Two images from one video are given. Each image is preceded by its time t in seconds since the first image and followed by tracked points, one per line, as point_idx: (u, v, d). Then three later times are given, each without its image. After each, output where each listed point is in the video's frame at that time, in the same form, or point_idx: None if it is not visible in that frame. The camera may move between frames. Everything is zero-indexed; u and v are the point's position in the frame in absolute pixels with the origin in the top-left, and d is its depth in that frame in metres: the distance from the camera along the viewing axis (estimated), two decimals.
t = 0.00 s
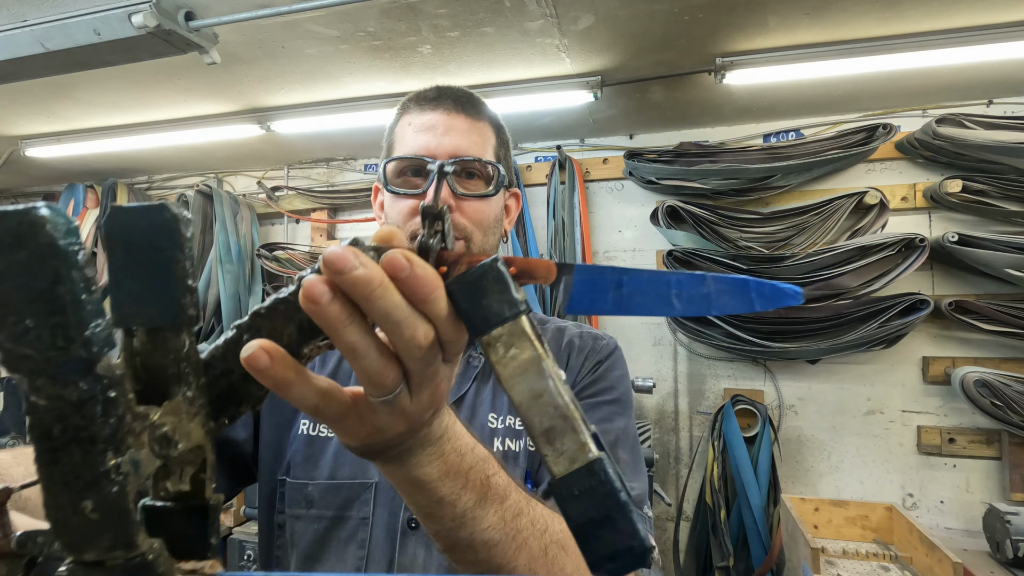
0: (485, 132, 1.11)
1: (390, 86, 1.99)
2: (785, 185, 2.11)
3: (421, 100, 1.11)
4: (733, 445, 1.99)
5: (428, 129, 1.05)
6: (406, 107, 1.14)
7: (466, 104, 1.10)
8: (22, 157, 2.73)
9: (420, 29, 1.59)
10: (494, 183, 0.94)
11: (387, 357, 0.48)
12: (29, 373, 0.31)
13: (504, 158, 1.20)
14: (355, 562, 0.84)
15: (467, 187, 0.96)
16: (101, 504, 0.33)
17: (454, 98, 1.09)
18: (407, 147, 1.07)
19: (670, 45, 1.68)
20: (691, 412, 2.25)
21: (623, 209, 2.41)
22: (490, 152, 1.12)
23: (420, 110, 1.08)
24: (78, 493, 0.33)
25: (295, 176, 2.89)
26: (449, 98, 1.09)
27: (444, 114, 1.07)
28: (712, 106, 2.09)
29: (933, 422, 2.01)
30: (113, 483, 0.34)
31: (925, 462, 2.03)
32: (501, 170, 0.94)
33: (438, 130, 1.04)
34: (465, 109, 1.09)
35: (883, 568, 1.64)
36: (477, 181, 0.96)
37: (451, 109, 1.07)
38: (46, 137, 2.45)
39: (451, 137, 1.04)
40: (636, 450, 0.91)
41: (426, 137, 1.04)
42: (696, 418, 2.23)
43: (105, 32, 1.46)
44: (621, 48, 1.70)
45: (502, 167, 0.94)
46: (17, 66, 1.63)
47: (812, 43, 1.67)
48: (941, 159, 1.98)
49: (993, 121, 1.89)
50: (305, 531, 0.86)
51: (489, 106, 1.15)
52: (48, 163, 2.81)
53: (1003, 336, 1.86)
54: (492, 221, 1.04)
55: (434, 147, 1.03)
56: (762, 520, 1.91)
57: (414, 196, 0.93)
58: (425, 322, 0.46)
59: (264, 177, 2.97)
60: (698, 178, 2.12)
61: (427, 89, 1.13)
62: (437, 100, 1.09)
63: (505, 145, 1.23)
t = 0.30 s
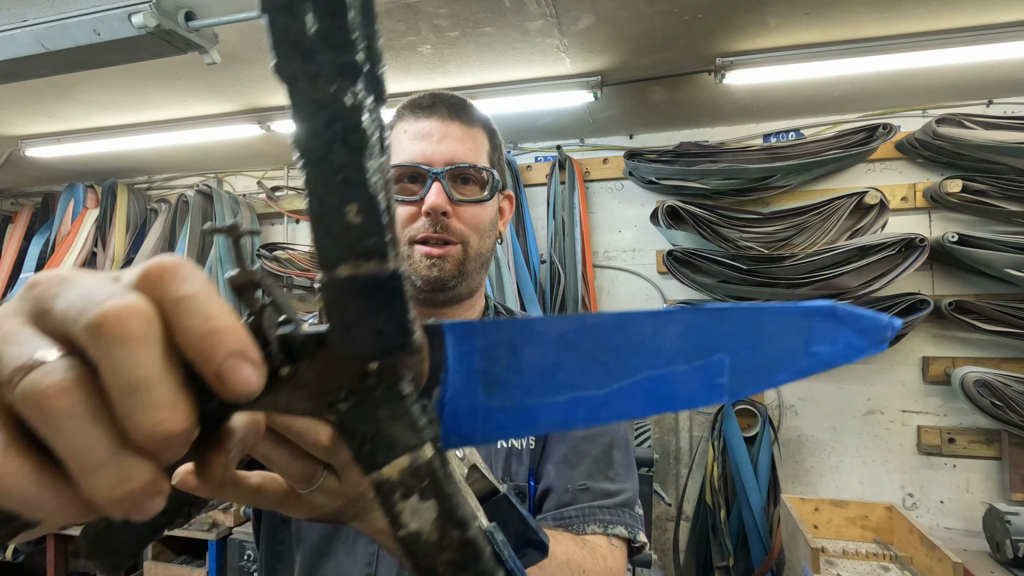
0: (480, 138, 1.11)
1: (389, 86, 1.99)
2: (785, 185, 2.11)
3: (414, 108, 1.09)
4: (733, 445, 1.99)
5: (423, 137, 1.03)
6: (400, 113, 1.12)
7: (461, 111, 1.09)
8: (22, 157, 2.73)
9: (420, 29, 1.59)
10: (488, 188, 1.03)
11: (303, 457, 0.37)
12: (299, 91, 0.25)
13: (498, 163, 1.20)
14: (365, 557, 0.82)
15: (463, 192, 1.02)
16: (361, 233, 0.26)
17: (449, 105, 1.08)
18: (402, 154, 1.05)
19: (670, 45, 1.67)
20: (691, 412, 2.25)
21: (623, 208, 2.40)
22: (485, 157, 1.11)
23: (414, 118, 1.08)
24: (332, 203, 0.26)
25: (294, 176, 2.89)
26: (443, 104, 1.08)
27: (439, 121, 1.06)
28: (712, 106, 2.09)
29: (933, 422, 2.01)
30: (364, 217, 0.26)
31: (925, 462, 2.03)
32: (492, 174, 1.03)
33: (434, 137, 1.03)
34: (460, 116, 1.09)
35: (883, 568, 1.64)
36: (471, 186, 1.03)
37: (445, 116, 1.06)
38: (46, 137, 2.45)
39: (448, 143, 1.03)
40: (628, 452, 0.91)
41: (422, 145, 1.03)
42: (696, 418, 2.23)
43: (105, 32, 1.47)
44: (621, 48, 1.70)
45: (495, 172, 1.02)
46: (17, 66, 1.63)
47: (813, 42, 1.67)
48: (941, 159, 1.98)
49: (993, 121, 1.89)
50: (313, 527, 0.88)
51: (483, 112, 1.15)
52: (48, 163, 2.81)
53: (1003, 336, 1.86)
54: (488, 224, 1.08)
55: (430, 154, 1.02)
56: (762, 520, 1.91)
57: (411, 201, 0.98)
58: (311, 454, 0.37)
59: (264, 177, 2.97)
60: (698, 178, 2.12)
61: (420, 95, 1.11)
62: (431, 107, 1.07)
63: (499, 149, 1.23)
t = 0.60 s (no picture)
0: (482, 143, 1.11)
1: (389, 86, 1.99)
2: (785, 185, 2.11)
3: (419, 113, 1.09)
4: (733, 445, 1.99)
5: (428, 140, 1.04)
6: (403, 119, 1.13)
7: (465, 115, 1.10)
8: (22, 157, 2.73)
9: (419, 29, 1.59)
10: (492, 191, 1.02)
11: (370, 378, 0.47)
12: None
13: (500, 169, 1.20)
14: (372, 552, 0.84)
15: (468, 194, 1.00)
16: (378, 214, 0.21)
17: (452, 109, 1.09)
18: (407, 158, 1.06)
19: (670, 44, 1.67)
20: (692, 411, 2.25)
21: (623, 208, 2.41)
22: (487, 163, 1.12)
23: (418, 123, 1.08)
24: (344, 183, 0.21)
25: (295, 176, 2.89)
26: (448, 108, 1.09)
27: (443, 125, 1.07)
28: (713, 105, 2.09)
29: (933, 422, 2.01)
30: (380, 192, 0.21)
31: (925, 462, 2.03)
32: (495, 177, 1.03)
33: (439, 140, 1.04)
34: (464, 120, 1.09)
35: (883, 568, 1.64)
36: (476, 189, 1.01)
37: (450, 120, 1.07)
38: (46, 137, 2.46)
39: (453, 147, 1.04)
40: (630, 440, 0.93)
41: (427, 149, 1.03)
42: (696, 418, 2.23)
43: (105, 32, 1.47)
44: (621, 48, 1.70)
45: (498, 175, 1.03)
46: (17, 66, 1.63)
47: (813, 42, 1.67)
48: (941, 159, 1.99)
49: (992, 121, 1.89)
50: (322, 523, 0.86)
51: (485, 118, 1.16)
52: (48, 163, 2.81)
53: (1003, 336, 1.86)
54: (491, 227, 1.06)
55: (435, 157, 1.02)
56: (762, 520, 1.91)
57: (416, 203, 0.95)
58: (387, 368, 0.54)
59: (265, 177, 2.97)
60: (698, 178, 2.12)
61: (425, 99, 1.11)
62: (436, 112, 1.08)
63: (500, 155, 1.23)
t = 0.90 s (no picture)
0: (486, 143, 1.11)
1: (389, 86, 1.99)
2: (785, 185, 2.11)
3: (424, 113, 1.09)
4: (733, 446, 1.97)
5: (433, 139, 1.05)
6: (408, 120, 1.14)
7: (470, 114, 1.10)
8: (22, 157, 2.73)
9: (420, 29, 1.59)
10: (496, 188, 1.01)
11: (398, 350, 0.50)
12: (102, 221, 0.27)
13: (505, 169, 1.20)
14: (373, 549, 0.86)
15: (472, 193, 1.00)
16: (222, 466, 0.30)
17: (458, 109, 1.10)
18: (412, 157, 1.07)
19: (670, 44, 1.67)
20: (691, 412, 2.25)
21: (623, 209, 2.41)
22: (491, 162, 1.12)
23: (423, 122, 1.08)
24: (190, 445, 0.29)
25: (295, 176, 2.89)
26: (452, 108, 1.09)
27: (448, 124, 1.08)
28: (712, 105, 2.09)
29: (933, 422, 2.01)
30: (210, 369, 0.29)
31: (925, 462, 2.02)
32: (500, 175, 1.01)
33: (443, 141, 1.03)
34: (468, 120, 1.09)
35: (883, 568, 1.64)
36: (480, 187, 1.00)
37: (454, 119, 1.07)
38: (46, 137, 2.46)
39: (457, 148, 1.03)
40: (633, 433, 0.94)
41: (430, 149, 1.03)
42: (696, 418, 2.23)
43: (105, 32, 1.46)
44: (621, 48, 1.70)
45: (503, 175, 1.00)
46: (16, 66, 1.63)
47: (813, 42, 1.67)
48: (941, 159, 1.99)
49: (992, 121, 1.89)
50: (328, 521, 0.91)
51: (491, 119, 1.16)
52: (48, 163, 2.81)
53: (1003, 336, 1.86)
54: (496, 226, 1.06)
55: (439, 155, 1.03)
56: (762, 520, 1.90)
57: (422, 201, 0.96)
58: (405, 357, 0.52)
59: (265, 177, 2.97)
60: (697, 178, 2.12)
61: (429, 100, 1.11)
62: (440, 112, 1.08)
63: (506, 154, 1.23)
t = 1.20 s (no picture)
0: (479, 136, 1.05)
1: (388, 87, 1.99)
2: (784, 185, 2.11)
3: (416, 112, 1.08)
4: (733, 445, 1.99)
5: (420, 135, 1.02)
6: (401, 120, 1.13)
7: (458, 108, 1.07)
8: (21, 157, 2.73)
9: (420, 29, 1.59)
10: (486, 183, 0.95)
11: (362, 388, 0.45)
12: None
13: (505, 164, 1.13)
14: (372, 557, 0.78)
15: (458, 188, 0.95)
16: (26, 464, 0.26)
17: (445, 104, 1.06)
18: (402, 156, 1.04)
19: (670, 45, 1.68)
20: (691, 412, 2.25)
21: (623, 209, 2.40)
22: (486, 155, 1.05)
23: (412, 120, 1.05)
24: None
25: (295, 176, 2.89)
26: (439, 103, 1.06)
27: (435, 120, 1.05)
28: (712, 106, 2.09)
29: (933, 422, 2.01)
30: None
31: (925, 462, 2.02)
32: (491, 170, 0.95)
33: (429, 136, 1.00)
34: (456, 114, 1.04)
35: (883, 568, 1.64)
36: (469, 183, 0.95)
37: (441, 114, 1.04)
38: (45, 137, 2.46)
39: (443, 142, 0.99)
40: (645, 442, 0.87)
41: (415, 145, 0.99)
42: (696, 418, 2.23)
43: (105, 32, 1.47)
44: (621, 48, 1.70)
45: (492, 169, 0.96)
46: (16, 66, 1.63)
47: (813, 42, 1.68)
48: (940, 159, 1.99)
49: (992, 121, 1.89)
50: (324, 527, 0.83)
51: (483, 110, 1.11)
52: (48, 163, 2.81)
53: (1003, 336, 1.86)
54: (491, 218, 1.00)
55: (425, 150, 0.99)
56: (762, 520, 1.91)
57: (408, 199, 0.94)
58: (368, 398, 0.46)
59: (264, 177, 2.97)
60: (698, 178, 2.12)
61: (419, 99, 1.09)
62: (428, 109, 1.05)
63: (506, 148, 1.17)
